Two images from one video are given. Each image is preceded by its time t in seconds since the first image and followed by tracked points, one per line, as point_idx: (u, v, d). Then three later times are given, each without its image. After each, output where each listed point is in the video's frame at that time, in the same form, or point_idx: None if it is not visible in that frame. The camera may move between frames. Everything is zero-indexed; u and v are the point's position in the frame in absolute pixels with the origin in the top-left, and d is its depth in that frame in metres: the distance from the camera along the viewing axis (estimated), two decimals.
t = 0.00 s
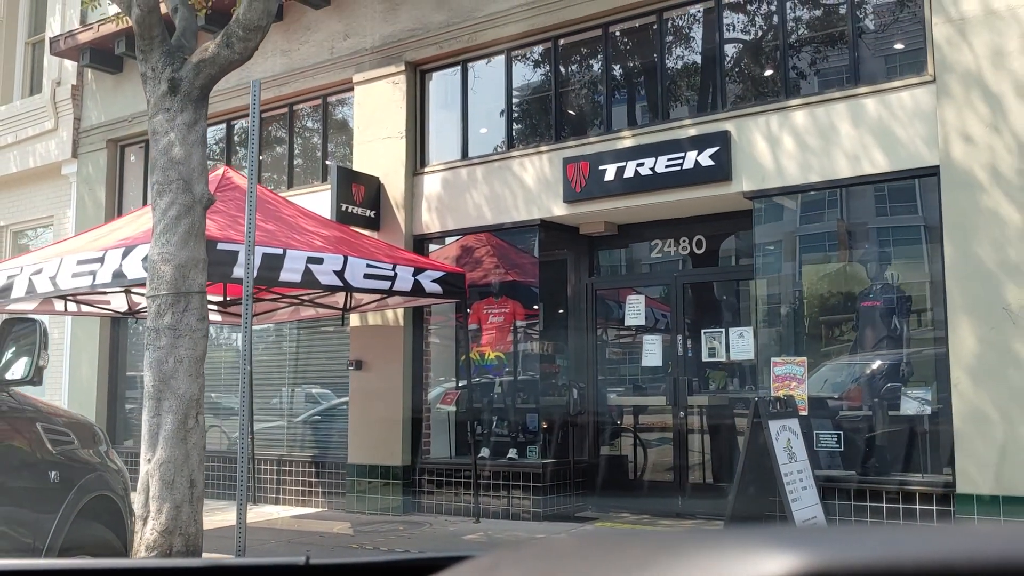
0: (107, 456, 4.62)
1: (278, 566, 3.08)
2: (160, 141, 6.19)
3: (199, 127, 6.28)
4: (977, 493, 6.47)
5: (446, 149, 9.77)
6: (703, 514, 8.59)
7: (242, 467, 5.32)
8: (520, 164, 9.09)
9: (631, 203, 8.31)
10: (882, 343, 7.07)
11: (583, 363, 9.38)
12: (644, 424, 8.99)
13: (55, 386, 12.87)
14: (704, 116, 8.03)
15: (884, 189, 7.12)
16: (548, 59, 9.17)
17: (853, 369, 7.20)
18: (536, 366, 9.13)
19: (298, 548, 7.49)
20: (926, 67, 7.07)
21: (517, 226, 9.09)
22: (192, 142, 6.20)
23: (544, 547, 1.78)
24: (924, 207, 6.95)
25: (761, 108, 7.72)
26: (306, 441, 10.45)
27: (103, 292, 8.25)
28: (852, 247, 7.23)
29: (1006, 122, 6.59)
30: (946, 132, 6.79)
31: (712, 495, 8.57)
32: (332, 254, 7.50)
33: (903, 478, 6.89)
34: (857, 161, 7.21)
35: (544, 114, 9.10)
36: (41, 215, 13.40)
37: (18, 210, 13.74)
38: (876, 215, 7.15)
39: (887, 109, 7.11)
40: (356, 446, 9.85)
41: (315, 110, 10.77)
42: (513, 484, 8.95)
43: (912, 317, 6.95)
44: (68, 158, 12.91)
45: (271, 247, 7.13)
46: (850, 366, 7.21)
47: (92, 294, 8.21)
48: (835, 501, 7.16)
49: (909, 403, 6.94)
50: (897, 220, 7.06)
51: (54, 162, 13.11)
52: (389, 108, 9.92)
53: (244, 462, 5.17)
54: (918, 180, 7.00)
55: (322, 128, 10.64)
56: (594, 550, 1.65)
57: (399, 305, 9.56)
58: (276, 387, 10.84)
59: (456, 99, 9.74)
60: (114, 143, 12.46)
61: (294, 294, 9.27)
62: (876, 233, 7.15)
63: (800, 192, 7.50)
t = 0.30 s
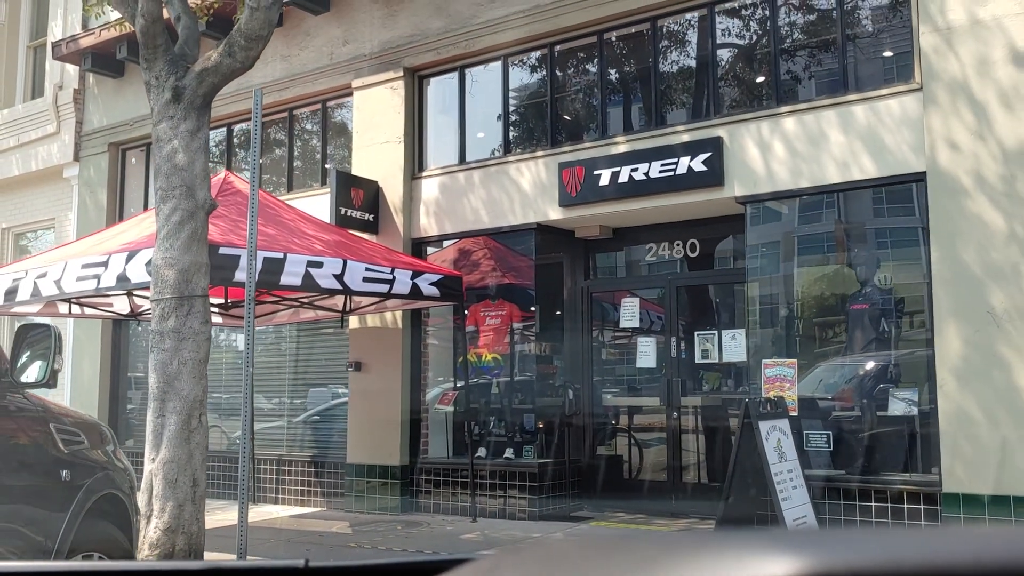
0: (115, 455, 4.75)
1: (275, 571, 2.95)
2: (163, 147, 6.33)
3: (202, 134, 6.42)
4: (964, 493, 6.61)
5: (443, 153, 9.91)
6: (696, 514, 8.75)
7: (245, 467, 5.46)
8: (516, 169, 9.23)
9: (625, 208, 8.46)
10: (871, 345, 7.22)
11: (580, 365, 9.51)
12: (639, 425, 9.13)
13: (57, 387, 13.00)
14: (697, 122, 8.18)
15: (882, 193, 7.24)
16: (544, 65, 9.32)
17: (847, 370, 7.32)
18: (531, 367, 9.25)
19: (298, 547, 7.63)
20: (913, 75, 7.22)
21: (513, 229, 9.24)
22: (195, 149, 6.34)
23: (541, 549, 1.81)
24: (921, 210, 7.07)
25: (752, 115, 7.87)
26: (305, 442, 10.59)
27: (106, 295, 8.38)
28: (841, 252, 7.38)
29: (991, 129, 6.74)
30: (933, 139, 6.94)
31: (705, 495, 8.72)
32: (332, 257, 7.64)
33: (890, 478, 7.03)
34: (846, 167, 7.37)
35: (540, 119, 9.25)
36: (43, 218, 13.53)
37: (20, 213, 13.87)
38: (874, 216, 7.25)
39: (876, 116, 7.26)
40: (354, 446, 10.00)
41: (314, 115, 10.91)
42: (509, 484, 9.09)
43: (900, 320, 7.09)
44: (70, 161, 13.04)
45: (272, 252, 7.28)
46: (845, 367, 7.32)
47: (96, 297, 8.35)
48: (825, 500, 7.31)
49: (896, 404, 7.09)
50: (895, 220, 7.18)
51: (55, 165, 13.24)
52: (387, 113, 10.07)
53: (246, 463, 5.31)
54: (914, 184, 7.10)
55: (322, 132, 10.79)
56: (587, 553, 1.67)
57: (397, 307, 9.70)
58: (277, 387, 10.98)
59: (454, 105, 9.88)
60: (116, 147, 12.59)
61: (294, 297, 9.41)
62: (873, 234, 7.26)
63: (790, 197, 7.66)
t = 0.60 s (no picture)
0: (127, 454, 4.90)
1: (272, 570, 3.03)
2: (168, 156, 6.51)
3: (206, 142, 6.61)
4: (945, 492, 6.81)
5: (441, 158, 10.10)
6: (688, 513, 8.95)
7: (248, 467, 5.64)
8: (512, 174, 9.42)
9: (619, 212, 8.65)
10: (858, 347, 7.41)
11: (575, 366, 9.69)
12: (633, 425, 9.31)
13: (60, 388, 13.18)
14: (689, 130, 8.37)
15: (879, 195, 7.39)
16: (539, 72, 9.50)
17: (841, 370, 7.47)
18: (527, 368, 9.45)
19: (299, 545, 7.81)
20: (898, 84, 7.41)
21: (509, 233, 9.43)
22: (199, 157, 6.52)
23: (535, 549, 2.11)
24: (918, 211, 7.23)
25: (743, 123, 8.06)
26: (305, 441, 10.77)
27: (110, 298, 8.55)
28: (827, 257, 7.59)
29: (972, 137, 6.92)
30: (916, 147, 7.13)
31: (698, 493, 8.91)
32: (332, 262, 7.83)
33: (876, 477, 7.22)
34: (833, 173, 7.56)
35: (536, 125, 9.43)
36: (46, 220, 13.71)
37: (23, 215, 14.05)
38: (871, 216, 7.42)
39: (862, 124, 7.46)
40: (354, 445, 10.18)
41: (314, 120, 11.10)
42: (506, 483, 9.28)
43: (886, 322, 7.28)
44: (73, 164, 13.21)
45: (273, 257, 7.47)
46: (840, 367, 7.48)
47: (101, 301, 8.53)
48: (812, 498, 7.49)
49: (881, 404, 7.28)
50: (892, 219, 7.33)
51: (59, 168, 13.41)
52: (386, 119, 10.25)
53: (249, 462, 5.49)
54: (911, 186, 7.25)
55: (322, 137, 10.97)
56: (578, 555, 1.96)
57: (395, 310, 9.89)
58: (277, 388, 11.16)
59: (452, 111, 10.07)
60: (118, 151, 12.77)
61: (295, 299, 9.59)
62: (871, 235, 7.42)
63: (779, 203, 7.86)
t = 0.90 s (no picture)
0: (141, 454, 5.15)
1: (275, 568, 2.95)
2: (176, 167, 6.76)
3: (212, 154, 6.87)
4: (922, 489, 7.09)
5: (439, 166, 10.36)
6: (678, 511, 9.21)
7: (254, 466, 5.90)
8: (507, 182, 9.68)
9: (610, 219, 8.92)
10: (842, 350, 7.69)
11: (569, 368, 9.96)
12: (626, 424, 9.57)
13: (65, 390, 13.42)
14: (678, 140, 8.65)
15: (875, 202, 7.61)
16: (534, 81, 9.76)
17: (830, 373, 7.75)
18: (522, 369, 9.70)
19: (301, 542, 8.08)
20: (879, 96, 7.69)
21: (504, 240, 9.70)
22: (205, 168, 6.78)
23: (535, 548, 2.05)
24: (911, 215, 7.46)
25: (730, 133, 8.34)
26: (306, 442, 11.03)
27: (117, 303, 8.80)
28: (811, 263, 7.87)
29: (950, 149, 7.18)
30: (896, 158, 7.40)
31: (687, 491, 9.18)
32: (333, 268, 8.10)
33: (857, 475, 7.49)
34: (817, 182, 7.84)
35: (530, 133, 9.70)
36: (52, 225, 13.96)
37: (29, 220, 14.31)
38: (866, 219, 7.64)
39: (844, 135, 7.74)
40: (354, 445, 10.44)
41: (315, 127, 11.36)
42: (501, 482, 9.54)
43: (869, 326, 7.56)
44: (78, 170, 13.48)
45: (276, 263, 7.75)
46: (828, 369, 7.76)
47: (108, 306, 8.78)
48: (796, 496, 7.75)
49: (863, 406, 7.54)
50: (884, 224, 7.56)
51: (64, 174, 13.67)
52: (384, 127, 10.51)
53: (255, 462, 5.74)
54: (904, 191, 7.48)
55: (322, 144, 11.23)
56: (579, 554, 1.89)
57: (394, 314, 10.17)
58: (278, 389, 11.43)
59: (448, 119, 10.34)
60: (123, 157, 13.03)
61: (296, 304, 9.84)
62: (866, 236, 7.65)
63: (764, 211, 8.14)
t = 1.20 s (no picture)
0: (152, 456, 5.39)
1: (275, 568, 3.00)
2: (182, 178, 7.00)
3: (216, 165, 7.11)
4: (903, 488, 7.35)
5: (437, 173, 10.62)
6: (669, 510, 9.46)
7: (258, 467, 6.14)
8: (504, 190, 9.93)
9: (603, 226, 9.17)
10: (827, 354, 7.94)
11: (563, 370, 10.18)
12: (620, 425, 9.82)
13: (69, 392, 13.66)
14: (669, 149, 8.91)
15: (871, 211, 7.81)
16: (529, 91, 10.02)
17: (825, 372, 7.93)
18: (518, 369, 10.01)
19: (303, 540, 8.33)
20: (861, 108, 7.97)
21: (501, 246, 9.95)
22: (210, 179, 7.02)
23: (537, 545, 2.11)
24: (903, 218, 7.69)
25: (718, 143, 8.60)
26: (307, 442, 11.28)
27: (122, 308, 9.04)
28: (796, 269, 8.13)
29: (929, 159, 7.45)
30: (878, 167, 7.66)
31: (678, 490, 9.44)
32: (334, 274, 8.36)
33: (842, 475, 7.74)
34: (802, 191, 8.10)
35: (526, 141, 9.95)
36: (57, 230, 14.20)
37: (34, 225, 14.56)
38: (863, 221, 7.85)
39: (829, 146, 8.00)
40: (354, 446, 10.68)
41: (316, 135, 11.62)
42: (499, 482, 9.80)
43: (852, 330, 7.82)
44: (82, 176, 13.71)
45: (279, 270, 8.01)
46: (823, 370, 7.94)
47: (115, 311, 9.03)
48: (783, 495, 8.01)
49: (847, 407, 7.80)
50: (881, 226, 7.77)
51: (68, 179, 13.91)
52: (383, 135, 10.76)
53: (260, 463, 5.98)
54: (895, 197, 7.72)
55: (323, 151, 11.48)
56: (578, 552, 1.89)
57: (393, 318, 10.42)
58: (279, 391, 11.67)
59: (446, 128, 10.60)
60: (127, 163, 13.27)
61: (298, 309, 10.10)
62: (861, 237, 7.87)
63: (751, 218, 8.40)
